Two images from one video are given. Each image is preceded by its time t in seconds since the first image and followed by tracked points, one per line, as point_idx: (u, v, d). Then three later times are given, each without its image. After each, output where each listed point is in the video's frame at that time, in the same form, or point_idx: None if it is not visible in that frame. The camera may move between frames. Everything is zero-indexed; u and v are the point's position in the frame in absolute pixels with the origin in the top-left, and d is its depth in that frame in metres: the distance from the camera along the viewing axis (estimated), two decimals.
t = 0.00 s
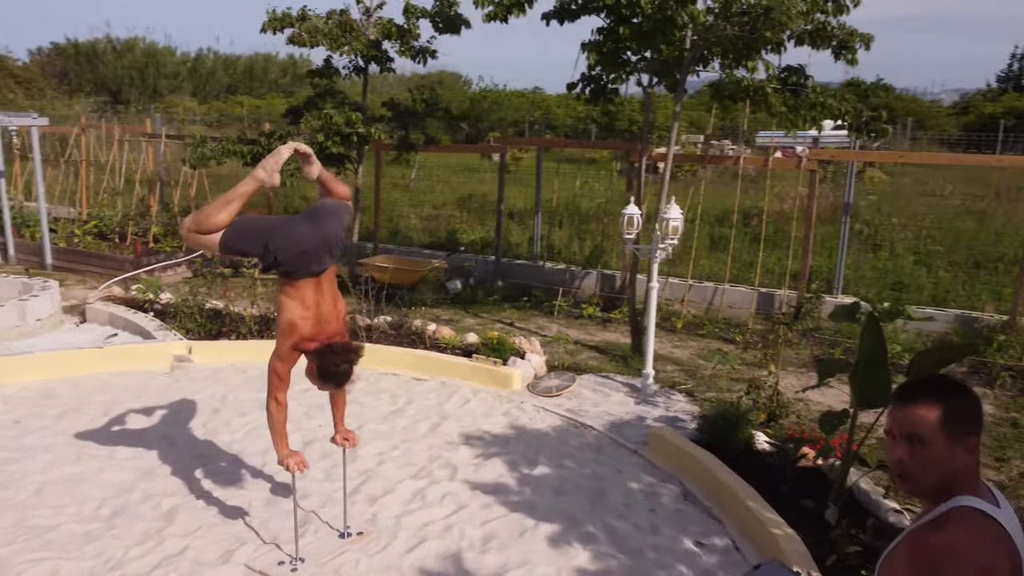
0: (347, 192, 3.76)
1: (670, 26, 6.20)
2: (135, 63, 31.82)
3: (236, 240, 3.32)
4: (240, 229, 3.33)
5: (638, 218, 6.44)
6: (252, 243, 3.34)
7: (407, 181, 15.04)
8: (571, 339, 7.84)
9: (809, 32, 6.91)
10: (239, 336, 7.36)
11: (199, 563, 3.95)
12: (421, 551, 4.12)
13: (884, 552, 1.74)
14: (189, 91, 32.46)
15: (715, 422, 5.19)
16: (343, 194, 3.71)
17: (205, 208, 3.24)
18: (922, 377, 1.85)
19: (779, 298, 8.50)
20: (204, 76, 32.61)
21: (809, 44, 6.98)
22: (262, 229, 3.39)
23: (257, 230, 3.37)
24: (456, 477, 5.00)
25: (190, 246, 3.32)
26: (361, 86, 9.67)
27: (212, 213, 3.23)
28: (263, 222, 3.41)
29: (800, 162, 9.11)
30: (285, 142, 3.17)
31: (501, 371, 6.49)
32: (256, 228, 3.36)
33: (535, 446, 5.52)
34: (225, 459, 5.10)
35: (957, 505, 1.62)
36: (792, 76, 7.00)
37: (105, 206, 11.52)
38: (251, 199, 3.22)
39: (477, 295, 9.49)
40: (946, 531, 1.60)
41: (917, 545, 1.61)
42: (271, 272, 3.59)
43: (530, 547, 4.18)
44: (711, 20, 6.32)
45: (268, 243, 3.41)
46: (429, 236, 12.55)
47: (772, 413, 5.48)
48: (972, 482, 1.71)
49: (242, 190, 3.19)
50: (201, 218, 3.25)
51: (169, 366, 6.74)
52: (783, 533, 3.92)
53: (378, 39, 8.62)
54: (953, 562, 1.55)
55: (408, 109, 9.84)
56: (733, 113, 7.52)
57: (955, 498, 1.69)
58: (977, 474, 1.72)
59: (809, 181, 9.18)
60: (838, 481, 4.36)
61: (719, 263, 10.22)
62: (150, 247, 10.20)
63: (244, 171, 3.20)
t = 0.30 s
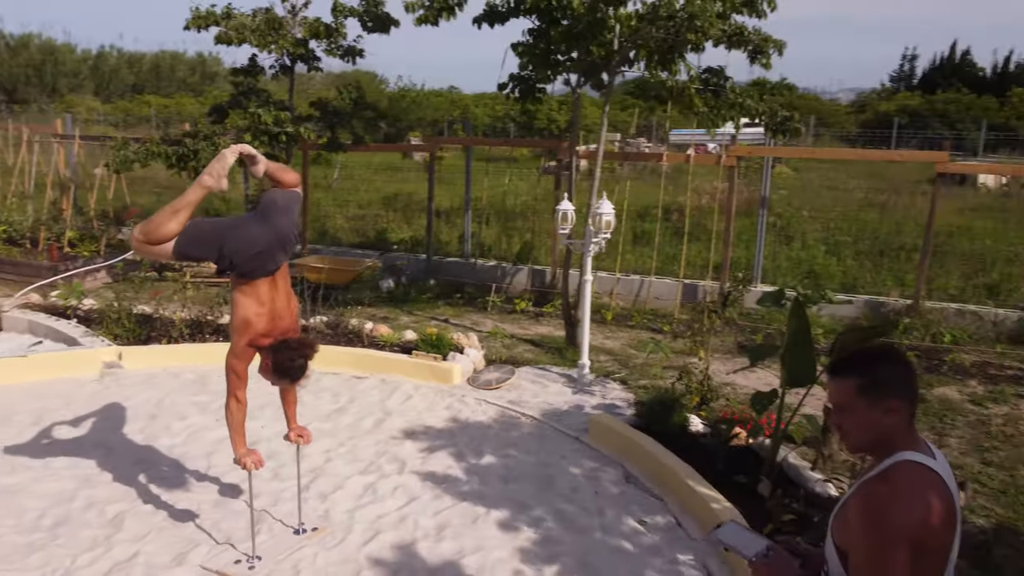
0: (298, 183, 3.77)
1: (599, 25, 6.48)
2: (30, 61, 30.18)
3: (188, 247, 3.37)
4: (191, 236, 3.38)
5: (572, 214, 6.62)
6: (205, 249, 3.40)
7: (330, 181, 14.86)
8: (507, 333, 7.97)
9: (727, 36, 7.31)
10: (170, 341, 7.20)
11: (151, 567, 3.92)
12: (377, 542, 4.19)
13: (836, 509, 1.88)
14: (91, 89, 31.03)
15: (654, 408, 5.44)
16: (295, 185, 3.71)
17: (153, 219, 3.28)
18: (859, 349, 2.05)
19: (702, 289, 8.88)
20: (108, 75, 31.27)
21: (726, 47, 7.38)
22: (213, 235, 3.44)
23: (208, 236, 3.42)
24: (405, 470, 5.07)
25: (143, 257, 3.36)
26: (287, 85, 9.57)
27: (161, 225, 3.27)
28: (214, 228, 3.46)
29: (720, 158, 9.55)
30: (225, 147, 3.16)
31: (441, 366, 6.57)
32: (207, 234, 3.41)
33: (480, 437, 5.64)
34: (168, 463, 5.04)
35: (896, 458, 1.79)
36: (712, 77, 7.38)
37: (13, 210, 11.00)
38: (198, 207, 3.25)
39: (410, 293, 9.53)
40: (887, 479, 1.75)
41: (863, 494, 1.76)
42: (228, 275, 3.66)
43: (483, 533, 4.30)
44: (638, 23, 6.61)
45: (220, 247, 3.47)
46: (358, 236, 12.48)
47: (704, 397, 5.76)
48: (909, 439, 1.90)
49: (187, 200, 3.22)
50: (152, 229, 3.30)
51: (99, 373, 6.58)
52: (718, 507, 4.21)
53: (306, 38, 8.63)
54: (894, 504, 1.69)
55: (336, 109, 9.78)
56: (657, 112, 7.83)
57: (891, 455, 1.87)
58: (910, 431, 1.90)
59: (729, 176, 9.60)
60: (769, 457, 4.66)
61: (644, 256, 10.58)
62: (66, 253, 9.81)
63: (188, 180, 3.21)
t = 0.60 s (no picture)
0: (247, 166, 3.70)
1: (540, 25, 6.63)
2: None
3: (154, 262, 3.34)
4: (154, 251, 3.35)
5: (518, 211, 6.75)
6: (170, 260, 3.39)
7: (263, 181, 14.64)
8: (455, 330, 8.06)
9: (660, 38, 7.61)
10: (110, 346, 7.08)
11: (117, 570, 3.91)
12: (343, 535, 4.25)
13: (807, 475, 2.07)
14: None
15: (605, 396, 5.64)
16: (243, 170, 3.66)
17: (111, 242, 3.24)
18: (811, 324, 2.20)
19: (640, 281, 9.18)
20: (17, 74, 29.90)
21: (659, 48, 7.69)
22: (174, 244, 3.43)
23: (171, 247, 3.40)
24: (365, 465, 5.13)
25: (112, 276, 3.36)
26: (223, 84, 9.43)
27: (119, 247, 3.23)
28: (174, 236, 3.44)
29: (655, 155, 9.91)
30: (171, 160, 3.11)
31: (392, 362, 6.62)
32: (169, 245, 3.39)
33: (437, 430, 5.73)
34: (122, 468, 5.00)
35: (856, 425, 1.97)
36: (648, 77, 7.68)
37: None
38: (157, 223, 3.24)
39: (353, 292, 9.52)
40: (851, 445, 1.94)
41: (830, 460, 1.94)
42: (193, 276, 3.68)
43: (448, 521, 4.41)
44: (579, 25, 6.84)
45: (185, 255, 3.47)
46: (295, 237, 12.36)
47: (651, 384, 6.00)
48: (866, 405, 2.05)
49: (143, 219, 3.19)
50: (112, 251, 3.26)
51: (38, 378, 6.47)
52: (671, 488, 4.42)
53: (243, 37, 8.55)
54: (857, 469, 1.88)
55: (273, 108, 9.69)
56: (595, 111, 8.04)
57: (846, 422, 2.03)
58: (863, 397, 2.04)
59: (663, 173, 9.96)
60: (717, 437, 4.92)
61: (583, 252, 10.83)
62: None
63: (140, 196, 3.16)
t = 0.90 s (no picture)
0: (211, 162, 3.61)
1: (500, 26, 6.73)
2: None
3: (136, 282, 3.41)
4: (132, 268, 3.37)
5: (483, 208, 6.80)
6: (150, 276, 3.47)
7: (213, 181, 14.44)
8: (420, 327, 8.15)
9: (613, 38, 7.84)
10: (69, 349, 7.01)
11: (101, 569, 3.92)
12: (327, 527, 4.33)
13: (790, 447, 2.29)
14: None
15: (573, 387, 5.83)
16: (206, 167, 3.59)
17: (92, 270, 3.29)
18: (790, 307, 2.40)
19: (598, 276, 9.41)
20: None
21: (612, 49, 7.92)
22: (151, 255, 3.47)
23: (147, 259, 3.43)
24: (342, 460, 5.20)
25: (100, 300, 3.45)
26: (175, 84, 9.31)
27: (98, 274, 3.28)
28: (149, 248, 3.49)
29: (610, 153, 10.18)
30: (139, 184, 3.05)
31: (360, 360, 6.69)
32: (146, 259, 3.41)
33: (410, 424, 5.83)
34: (96, 470, 4.99)
35: (835, 400, 2.19)
36: (603, 76, 7.91)
37: None
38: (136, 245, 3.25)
39: (313, 292, 9.52)
40: (831, 418, 2.16)
41: (812, 433, 2.17)
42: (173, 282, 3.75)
43: (429, 510, 4.52)
44: (538, 25, 6.95)
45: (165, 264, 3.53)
46: (250, 237, 12.25)
47: (616, 374, 6.22)
48: (842, 379, 2.28)
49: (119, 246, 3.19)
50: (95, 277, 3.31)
51: None
52: (643, 472, 4.63)
53: (197, 35, 8.47)
54: (836, 441, 2.11)
55: (226, 107, 9.56)
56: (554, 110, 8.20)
57: (825, 397, 2.25)
58: (839, 373, 2.26)
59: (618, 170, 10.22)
60: (683, 422, 5.15)
61: (540, 248, 11.02)
62: None
63: (111, 225, 3.14)
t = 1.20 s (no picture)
0: (232, 158, 3.77)
1: (507, 26, 6.73)
2: None
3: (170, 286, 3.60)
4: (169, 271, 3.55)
5: (492, 204, 6.90)
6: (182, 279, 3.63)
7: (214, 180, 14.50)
8: (429, 321, 8.25)
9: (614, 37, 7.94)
10: (84, 345, 7.11)
11: (136, 555, 4.02)
12: (353, 514, 4.44)
13: (822, 424, 2.42)
14: None
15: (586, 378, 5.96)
16: (228, 164, 3.74)
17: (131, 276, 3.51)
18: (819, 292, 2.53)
19: (602, 272, 9.52)
20: None
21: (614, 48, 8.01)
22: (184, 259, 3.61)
23: (181, 263, 3.58)
24: (362, 450, 5.31)
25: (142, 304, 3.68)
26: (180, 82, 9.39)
27: (138, 282, 3.51)
28: (182, 252, 3.63)
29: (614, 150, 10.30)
30: (169, 203, 3.23)
31: (373, 354, 6.79)
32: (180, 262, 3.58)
33: (425, 414, 5.94)
34: (121, 461, 5.10)
35: (863, 378, 2.31)
36: (607, 74, 7.96)
37: None
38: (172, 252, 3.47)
39: (320, 289, 9.61)
40: (858, 395, 2.28)
41: (842, 409, 2.29)
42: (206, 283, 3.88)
43: (451, 496, 4.63)
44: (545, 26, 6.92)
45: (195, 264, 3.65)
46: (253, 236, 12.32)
47: (626, 367, 6.35)
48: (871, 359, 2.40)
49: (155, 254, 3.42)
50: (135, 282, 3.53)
51: (14, 380, 6.50)
52: (658, 459, 4.76)
53: (205, 35, 8.51)
54: (864, 415, 2.23)
55: (234, 107, 9.68)
56: (560, 109, 8.28)
57: (854, 376, 2.37)
58: (867, 353, 2.38)
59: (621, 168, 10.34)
60: (695, 411, 5.29)
61: (543, 245, 11.13)
62: None
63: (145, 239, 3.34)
